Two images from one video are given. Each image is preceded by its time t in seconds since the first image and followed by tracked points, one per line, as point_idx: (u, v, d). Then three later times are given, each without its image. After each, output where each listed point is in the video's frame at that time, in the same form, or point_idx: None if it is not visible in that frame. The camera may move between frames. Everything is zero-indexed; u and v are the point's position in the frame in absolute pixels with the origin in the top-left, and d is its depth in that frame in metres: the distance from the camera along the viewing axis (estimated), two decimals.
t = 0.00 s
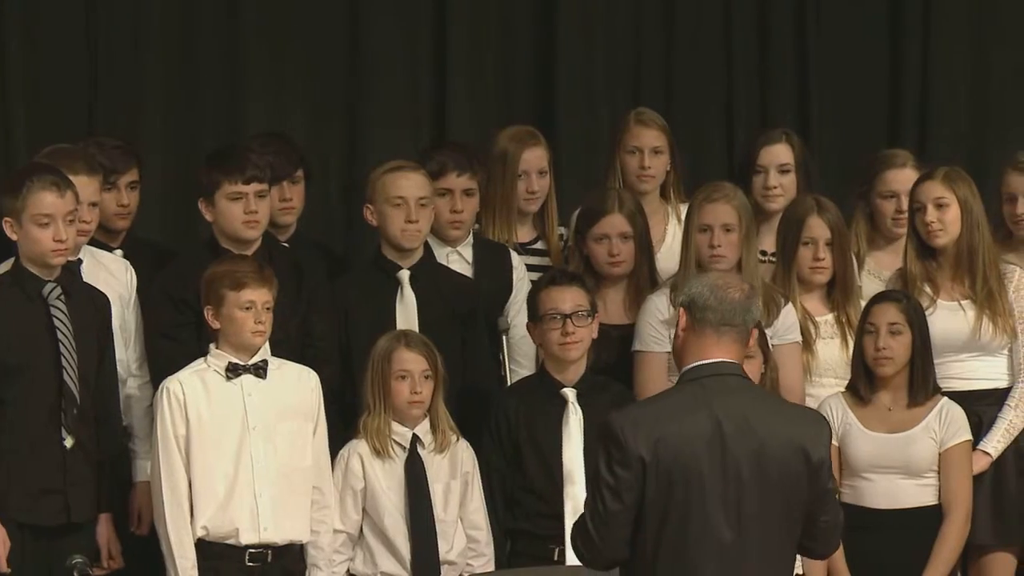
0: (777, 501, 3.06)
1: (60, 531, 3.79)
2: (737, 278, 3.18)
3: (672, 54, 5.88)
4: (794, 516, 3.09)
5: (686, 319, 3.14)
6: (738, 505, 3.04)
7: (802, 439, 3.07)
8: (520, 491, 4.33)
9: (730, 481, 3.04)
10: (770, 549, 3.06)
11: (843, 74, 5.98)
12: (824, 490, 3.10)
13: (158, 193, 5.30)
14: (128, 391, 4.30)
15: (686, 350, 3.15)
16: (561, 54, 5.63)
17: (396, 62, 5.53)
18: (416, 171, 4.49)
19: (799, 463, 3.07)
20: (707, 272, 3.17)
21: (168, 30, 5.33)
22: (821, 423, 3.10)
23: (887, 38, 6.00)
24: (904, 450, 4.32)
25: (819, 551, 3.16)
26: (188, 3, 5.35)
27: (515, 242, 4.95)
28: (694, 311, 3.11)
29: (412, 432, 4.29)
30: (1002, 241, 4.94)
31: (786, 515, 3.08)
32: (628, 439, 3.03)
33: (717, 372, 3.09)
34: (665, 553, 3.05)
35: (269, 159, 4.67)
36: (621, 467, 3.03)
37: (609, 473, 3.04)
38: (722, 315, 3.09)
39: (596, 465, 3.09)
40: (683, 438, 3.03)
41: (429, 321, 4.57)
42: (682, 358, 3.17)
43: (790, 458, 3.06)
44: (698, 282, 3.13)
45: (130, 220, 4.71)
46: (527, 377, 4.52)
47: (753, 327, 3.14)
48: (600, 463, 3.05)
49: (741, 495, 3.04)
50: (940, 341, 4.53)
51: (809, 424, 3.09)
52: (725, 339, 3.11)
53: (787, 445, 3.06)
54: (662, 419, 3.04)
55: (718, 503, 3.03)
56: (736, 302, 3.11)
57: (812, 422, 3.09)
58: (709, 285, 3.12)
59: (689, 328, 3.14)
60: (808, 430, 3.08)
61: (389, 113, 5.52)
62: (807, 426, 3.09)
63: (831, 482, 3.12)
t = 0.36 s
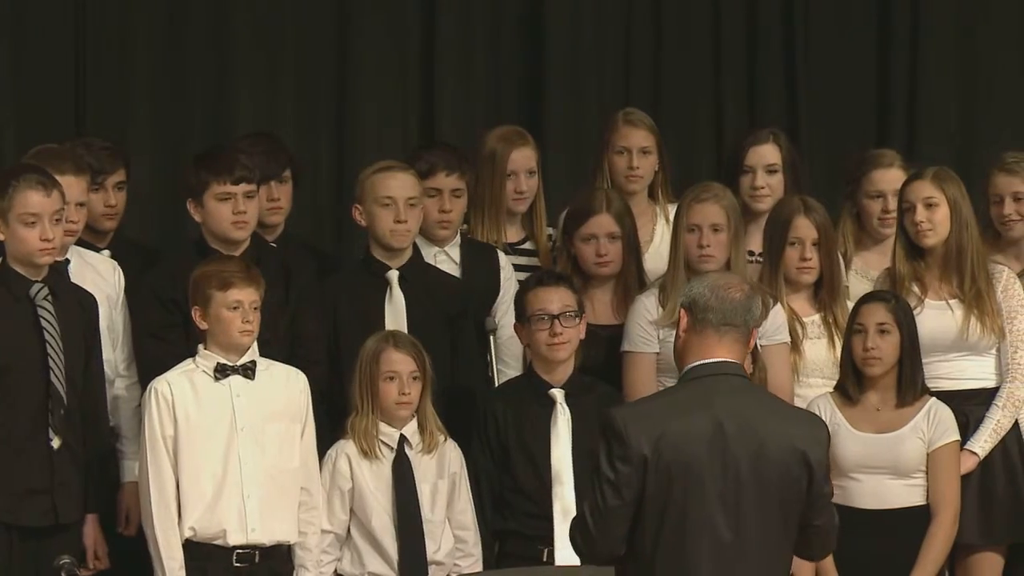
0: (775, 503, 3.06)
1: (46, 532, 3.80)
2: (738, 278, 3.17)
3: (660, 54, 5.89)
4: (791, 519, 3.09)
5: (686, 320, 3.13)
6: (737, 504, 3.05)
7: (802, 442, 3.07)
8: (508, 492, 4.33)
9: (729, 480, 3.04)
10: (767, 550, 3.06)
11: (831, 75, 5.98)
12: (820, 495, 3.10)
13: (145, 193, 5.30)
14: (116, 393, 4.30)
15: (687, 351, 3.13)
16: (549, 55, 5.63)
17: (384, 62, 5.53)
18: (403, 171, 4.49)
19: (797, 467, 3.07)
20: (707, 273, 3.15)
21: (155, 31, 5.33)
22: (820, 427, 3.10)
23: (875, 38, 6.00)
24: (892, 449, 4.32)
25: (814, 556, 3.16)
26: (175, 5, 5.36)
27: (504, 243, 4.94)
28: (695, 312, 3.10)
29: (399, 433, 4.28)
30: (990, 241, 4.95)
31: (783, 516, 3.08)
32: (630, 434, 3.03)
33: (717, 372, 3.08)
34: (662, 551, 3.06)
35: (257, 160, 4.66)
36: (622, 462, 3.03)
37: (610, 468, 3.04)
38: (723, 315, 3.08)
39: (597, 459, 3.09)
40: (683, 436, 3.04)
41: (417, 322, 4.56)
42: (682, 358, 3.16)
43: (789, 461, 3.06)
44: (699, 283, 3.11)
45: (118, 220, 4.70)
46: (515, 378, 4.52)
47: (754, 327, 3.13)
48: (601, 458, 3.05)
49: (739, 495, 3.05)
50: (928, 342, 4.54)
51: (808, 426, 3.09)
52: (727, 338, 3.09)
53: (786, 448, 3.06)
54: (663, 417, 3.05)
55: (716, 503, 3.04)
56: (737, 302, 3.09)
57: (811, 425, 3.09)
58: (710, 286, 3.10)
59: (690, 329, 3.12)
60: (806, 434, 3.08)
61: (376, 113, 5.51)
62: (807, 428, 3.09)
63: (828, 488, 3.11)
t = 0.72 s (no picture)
0: (777, 503, 3.09)
1: (32, 533, 3.80)
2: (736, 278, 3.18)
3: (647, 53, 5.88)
4: (791, 520, 3.11)
5: (688, 321, 3.15)
6: (739, 502, 3.07)
7: (803, 444, 3.10)
8: (495, 493, 4.33)
9: (732, 478, 3.07)
10: (767, 549, 3.09)
11: (818, 75, 5.98)
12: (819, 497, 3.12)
13: (130, 194, 5.29)
14: (102, 393, 4.29)
15: (689, 350, 3.16)
16: (535, 55, 5.63)
17: (371, 62, 5.52)
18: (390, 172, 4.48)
19: (799, 468, 3.09)
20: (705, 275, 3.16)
21: (141, 31, 5.32)
22: (821, 430, 3.13)
23: (861, 38, 6.00)
24: (879, 449, 4.32)
25: (811, 561, 3.17)
26: (161, 4, 5.34)
27: (491, 243, 4.93)
28: (696, 313, 3.12)
29: (386, 434, 4.27)
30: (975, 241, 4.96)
31: (783, 517, 3.10)
32: (636, 427, 3.04)
33: (718, 372, 3.11)
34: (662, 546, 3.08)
35: (243, 159, 4.65)
36: (627, 455, 3.04)
37: (615, 461, 3.05)
38: (726, 316, 3.10)
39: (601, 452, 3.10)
40: (687, 434, 3.06)
41: (403, 322, 4.55)
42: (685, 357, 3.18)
43: (790, 462, 3.09)
44: (699, 285, 3.13)
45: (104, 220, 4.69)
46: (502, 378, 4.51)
47: (754, 326, 3.15)
48: (607, 451, 3.06)
49: (740, 494, 3.07)
50: (916, 343, 4.54)
51: (810, 428, 3.12)
52: (728, 337, 3.11)
53: (789, 448, 3.09)
54: (668, 414, 3.07)
55: (716, 501, 3.06)
56: (738, 302, 3.11)
57: (813, 428, 3.12)
58: (710, 287, 3.12)
59: (692, 329, 3.14)
60: (808, 436, 3.11)
61: (363, 113, 5.50)
62: (809, 430, 3.11)
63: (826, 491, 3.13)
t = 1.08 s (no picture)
0: (777, 504, 3.09)
1: (21, 534, 3.78)
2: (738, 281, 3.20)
3: (637, 53, 5.87)
4: (790, 520, 3.11)
5: (692, 324, 3.16)
6: (740, 501, 3.07)
7: (806, 447, 3.10)
8: (483, 492, 4.32)
9: (733, 477, 3.07)
10: (767, 550, 3.09)
11: (807, 75, 5.99)
12: (820, 501, 3.12)
13: (119, 194, 5.28)
14: (91, 394, 4.27)
15: (692, 352, 3.17)
16: (525, 55, 5.62)
17: (359, 61, 5.50)
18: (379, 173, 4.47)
19: (800, 471, 3.09)
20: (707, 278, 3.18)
21: (131, 32, 5.31)
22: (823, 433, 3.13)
23: (850, 38, 6.01)
24: (870, 450, 4.32)
25: (809, 560, 3.19)
26: (151, 5, 5.33)
27: (480, 244, 4.92)
28: (700, 316, 3.13)
29: (377, 435, 4.26)
30: (966, 241, 4.97)
31: (784, 519, 3.10)
32: (639, 425, 3.05)
33: (722, 372, 3.11)
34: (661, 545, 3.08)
35: (233, 160, 4.63)
36: (630, 452, 3.05)
37: (617, 458, 3.05)
38: (729, 320, 3.11)
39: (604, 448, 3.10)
40: (690, 433, 3.06)
41: (393, 323, 4.53)
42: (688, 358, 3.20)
43: (792, 464, 3.09)
44: (703, 288, 3.14)
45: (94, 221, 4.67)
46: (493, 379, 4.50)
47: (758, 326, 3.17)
48: (609, 448, 3.06)
49: (741, 495, 3.07)
50: (907, 343, 4.55)
51: (813, 431, 3.12)
52: (733, 339, 3.13)
53: (791, 451, 3.09)
54: (671, 412, 3.08)
55: (717, 501, 3.06)
56: (741, 305, 3.12)
57: (815, 429, 3.12)
58: (714, 289, 3.13)
59: (696, 331, 3.15)
60: (810, 437, 3.11)
61: (353, 113, 5.48)
62: (812, 433, 3.11)
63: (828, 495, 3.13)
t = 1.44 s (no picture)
0: (770, 505, 3.11)
1: (10, 534, 3.78)
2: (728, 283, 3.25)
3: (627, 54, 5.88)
4: (783, 521, 3.14)
5: (683, 326, 3.20)
6: (731, 500, 3.10)
7: (798, 449, 3.12)
8: (476, 494, 4.31)
9: (726, 477, 3.09)
10: (758, 550, 3.11)
11: (797, 75, 5.99)
12: (812, 503, 3.15)
13: (109, 194, 5.27)
14: (80, 394, 4.26)
15: (684, 353, 3.20)
16: (515, 55, 5.62)
17: (349, 61, 5.50)
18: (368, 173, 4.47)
19: (793, 473, 3.12)
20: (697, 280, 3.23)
21: (120, 32, 5.30)
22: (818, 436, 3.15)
23: (840, 38, 6.01)
24: (861, 450, 4.32)
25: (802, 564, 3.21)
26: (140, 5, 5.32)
27: (469, 245, 4.92)
28: (692, 317, 3.17)
29: (367, 435, 4.26)
30: (955, 241, 4.97)
31: (776, 520, 3.12)
32: (632, 423, 3.10)
33: (716, 372, 3.15)
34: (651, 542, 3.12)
35: (222, 160, 4.63)
36: (621, 450, 3.09)
37: (609, 455, 3.10)
38: (721, 320, 3.15)
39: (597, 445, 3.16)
40: (682, 431, 3.09)
41: (383, 324, 4.53)
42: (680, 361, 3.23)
43: (785, 466, 3.11)
44: (695, 290, 3.19)
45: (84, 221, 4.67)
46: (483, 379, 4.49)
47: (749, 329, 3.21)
48: (602, 444, 3.11)
49: (732, 495, 3.10)
50: (897, 343, 4.55)
51: (807, 433, 3.14)
52: (725, 339, 3.16)
53: (784, 453, 3.11)
54: (664, 410, 3.11)
55: (708, 500, 3.09)
56: (733, 305, 3.17)
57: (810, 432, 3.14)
58: (705, 290, 3.18)
59: (688, 334, 3.19)
60: (804, 440, 3.13)
61: (342, 113, 5.48)
62: (805, 435, 3.14)
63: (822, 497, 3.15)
